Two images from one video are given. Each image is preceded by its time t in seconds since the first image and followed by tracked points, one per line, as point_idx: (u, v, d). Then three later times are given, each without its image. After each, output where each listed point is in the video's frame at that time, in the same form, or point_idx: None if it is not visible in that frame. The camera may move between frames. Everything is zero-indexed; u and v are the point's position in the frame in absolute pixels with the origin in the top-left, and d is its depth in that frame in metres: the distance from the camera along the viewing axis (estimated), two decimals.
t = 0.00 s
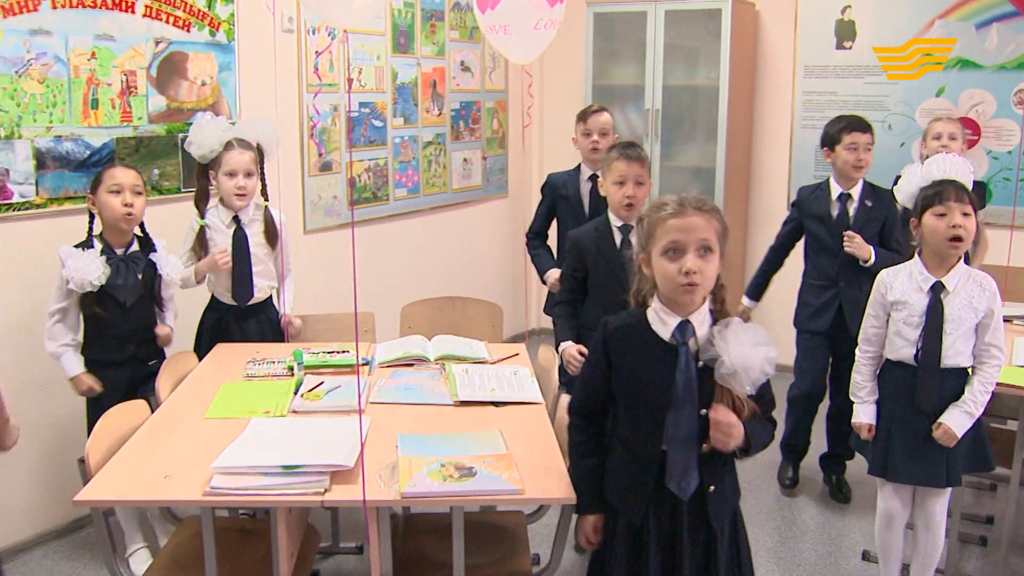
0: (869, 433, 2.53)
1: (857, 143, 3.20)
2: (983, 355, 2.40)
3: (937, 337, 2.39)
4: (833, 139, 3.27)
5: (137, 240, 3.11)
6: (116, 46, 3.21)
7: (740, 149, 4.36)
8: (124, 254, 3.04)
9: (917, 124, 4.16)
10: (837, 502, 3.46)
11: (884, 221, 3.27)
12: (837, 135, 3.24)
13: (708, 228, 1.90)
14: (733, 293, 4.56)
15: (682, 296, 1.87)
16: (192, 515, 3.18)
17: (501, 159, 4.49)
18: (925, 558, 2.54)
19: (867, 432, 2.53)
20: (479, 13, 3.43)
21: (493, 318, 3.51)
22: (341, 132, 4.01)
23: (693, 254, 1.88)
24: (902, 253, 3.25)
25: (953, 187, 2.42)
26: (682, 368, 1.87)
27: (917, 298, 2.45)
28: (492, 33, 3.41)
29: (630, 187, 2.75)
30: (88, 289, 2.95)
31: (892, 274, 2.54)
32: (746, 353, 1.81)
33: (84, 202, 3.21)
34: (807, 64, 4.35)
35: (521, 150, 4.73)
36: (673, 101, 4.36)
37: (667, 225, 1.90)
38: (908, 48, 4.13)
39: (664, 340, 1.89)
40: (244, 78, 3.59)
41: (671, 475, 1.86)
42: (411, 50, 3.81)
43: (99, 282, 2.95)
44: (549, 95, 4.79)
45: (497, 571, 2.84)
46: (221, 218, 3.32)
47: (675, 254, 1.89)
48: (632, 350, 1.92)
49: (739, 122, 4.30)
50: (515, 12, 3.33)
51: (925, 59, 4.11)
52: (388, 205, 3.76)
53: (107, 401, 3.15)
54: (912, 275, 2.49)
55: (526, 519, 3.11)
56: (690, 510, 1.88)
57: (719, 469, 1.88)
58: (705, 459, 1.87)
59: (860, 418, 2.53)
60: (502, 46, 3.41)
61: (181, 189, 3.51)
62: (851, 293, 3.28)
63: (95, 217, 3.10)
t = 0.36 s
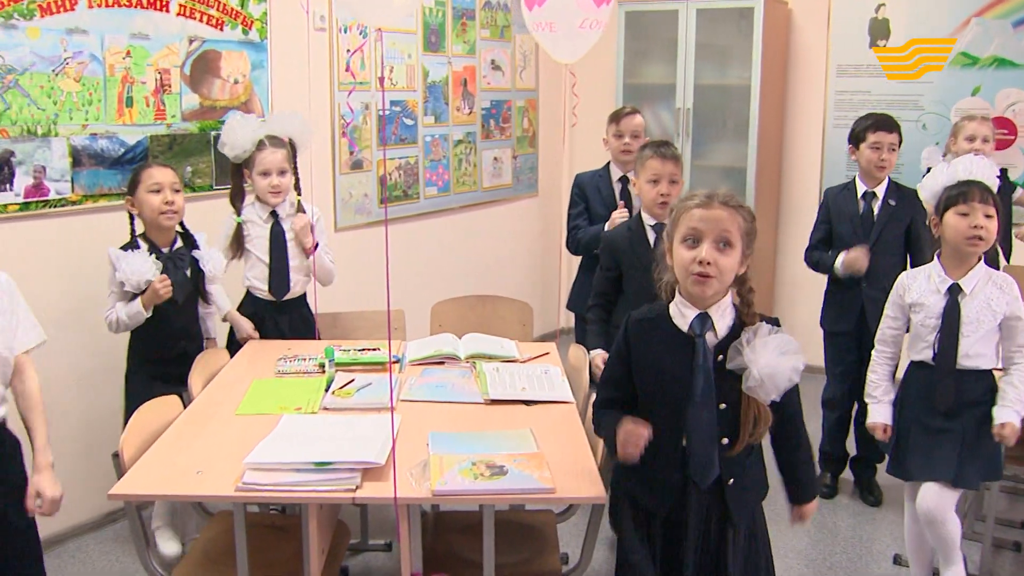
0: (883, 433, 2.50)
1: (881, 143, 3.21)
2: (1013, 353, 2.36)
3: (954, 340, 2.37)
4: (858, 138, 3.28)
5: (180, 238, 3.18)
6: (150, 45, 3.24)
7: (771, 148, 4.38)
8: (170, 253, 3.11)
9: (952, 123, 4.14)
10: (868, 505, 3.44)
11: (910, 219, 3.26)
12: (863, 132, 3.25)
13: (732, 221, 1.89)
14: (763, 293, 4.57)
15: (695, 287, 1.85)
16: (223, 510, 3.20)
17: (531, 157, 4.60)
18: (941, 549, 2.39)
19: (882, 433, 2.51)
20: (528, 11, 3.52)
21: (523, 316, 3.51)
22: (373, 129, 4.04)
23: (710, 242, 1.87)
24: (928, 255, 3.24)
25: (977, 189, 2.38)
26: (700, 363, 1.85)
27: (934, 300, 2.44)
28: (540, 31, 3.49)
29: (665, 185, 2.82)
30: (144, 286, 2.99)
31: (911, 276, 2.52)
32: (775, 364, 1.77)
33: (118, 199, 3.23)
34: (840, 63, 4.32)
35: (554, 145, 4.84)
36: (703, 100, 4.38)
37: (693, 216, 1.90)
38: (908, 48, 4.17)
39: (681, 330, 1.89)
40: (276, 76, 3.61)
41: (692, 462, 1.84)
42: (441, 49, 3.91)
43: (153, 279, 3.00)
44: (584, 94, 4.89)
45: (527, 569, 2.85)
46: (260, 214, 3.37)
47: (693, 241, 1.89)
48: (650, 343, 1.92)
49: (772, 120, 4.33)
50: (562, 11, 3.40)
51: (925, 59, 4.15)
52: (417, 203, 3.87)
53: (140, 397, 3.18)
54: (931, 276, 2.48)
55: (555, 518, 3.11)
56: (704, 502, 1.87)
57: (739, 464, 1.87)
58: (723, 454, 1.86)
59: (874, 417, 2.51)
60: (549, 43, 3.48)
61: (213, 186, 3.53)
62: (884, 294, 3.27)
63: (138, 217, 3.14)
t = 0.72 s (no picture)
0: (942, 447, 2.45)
1: (902, 139, 3.19)
2: None
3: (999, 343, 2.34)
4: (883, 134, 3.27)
5: (211, 236, 3.20)
6: (182, 42, 3.26)
7: (801, 147, 4.38)
8: (198, 249, 3.13)
9: (986, 122, 4.08)
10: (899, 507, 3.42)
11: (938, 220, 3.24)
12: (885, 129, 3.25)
13: (747, 223, 1.85)
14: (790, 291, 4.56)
15: (714, 290, 1.82)
16: (252, 506, 3.21)
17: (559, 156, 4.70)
18: (987, 562, 2.44)
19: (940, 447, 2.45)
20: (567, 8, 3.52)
21: (552, 314, 3.50)
22: (402, 127, 4.05)
23: (727, 248, 1.83)
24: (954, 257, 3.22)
25: (1012, 185, 2.39)
26: (715, 362, 1.82)
27: (976, 302, 2.40)
28: (581, 30, 3.47)
29: (683, 184, 2.75)
30: (165, 279, 3.01)
31: (951, 280, 2.49)
32: (787, 356, 1.74)
33: (149, 196, 3.26)
34: (870, 62, 4.31)
35: (584, 143, 4.96)
36: (733, 98, 4.43)
37: (706, 220, 1.86)
38: (909, 48, 4.21)
39: (697, 332, 1.85)
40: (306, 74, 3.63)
41: (700, 463, 1.81)
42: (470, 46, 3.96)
43: (174, 272, 3.02)
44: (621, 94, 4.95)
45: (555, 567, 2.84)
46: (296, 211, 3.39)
47: (710, 247, 1.85)
48: (666, 344, 1.89)
49: (801, 119, 4.33)
50: (601, 10, 3.39)
51: (925, 58, 4.19)
52: (445, 201, 3.92)
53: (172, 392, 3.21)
54: (970, 279, 2.45)
55: (583, 517, 3.10)
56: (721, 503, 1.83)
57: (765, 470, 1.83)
58: (736, 454, 1.81)
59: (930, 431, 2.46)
60: (586, 42, 3.48)
61: (243, 183, 3.55)
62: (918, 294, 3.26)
63: (173, 211, 3.17)
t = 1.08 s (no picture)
0: (972, 445, 2.48)
1: (947, 138, 3.23)
2: None
3: None
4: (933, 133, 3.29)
5: (234, 229, 3.21)
6: (213, 39, 3.27)
7: (831, 144, 4.39)
8: (221, 242, 3.13)
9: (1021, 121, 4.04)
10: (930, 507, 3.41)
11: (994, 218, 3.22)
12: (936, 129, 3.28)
13: (789, 219, 1.84)
14: (820, 290, 4.55)
15: (760, 288, 1.82)
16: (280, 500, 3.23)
17: (587, 153, 4.78)
18: None
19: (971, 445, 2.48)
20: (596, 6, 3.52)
21: (581, 312, 3.50)
22: (432, 124, 4.05)
23: (770, 246, 1.83)
24: (1008, 255, 3.19)
25: None
26: (762, 360, 1.81)
27: None
28: (610, 28, 3.49)
29: (707, 182, 2.72)
30: (189, 270, 3.03)
31: (998, 278, 2.46)
32: (832, 348, 1.74)
33: (179, 191, 3.28)
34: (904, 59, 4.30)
35: (613, 141, 5.04)
36: (761, 96, 4.45)
37: (747, 219, 1.85)
38: (908, 48, 4.27)
39: (743, 331, 1.84)
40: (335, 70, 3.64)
41: (745, 466, 1.81)
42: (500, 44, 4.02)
43: (199, 263, 3.04)
44: (652, 91, 5.02)
45: (584, 564, 2.84)
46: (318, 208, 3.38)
47: (752, 246, 1.84)
48: (712, 345, 1.87)
49: (831, 116, 4.35)
50: (630, 7, 3.37)
51: (924, 58, 4.25)
52: (475, 197, 4.05)
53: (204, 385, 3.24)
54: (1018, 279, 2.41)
55: (611, 515, 3.10)
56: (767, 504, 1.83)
57: (805, 467, 1.82)
58: (779, 455, 1.81)
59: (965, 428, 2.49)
60: (617, 41, 3.48)
61: (272, 179, 3.57)
62: (952, 293, 3.26)
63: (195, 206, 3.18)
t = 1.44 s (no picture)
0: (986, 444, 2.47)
1: (983, 137, 3.17)
2: None
3: None
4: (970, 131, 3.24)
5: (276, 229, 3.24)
6: (245, 36, 3.29)
7: (862, 142, 4.39)
8: (266, 241, 3.15)
9: None
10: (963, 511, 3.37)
11: None
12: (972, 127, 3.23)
13: (833, 216, 1.85)
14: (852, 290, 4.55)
15: (810, 288, 1.81)
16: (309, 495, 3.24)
17: (617, 150, 4.83)
18: None
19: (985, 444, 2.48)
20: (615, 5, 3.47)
21: (610, 310, 3.49)
22: (463, 121, 4.07)
23: (818, 245, 1.82)
24: None
25: None
26: (814, 362, 1.78)
27: None
28: (629, 25, 3.44)
29: (757, 179, 2.79)
30: (244, 268, 3.05)
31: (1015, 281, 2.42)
32: (886, 347, 1.71)
33: (211, 187, 3.29)
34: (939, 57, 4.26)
35: (642, 139, 5.07)
36: (792, 94, 4.45)
37: (793, 220, 1.86)
38: (910, 48, 4.35)
39: (794, 334, 1.82)
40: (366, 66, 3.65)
41: (795, 469, 1.76)
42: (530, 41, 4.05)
43: (254, 261, 3.06)
44: (681, 89, 5.05)
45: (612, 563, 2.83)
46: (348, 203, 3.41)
47: (800, 246, 1.84)
48: (763, 347, 1.87)
49: (863, 115, 4.35)
50: (650, 3, 3.36)
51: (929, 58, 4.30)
52: (504, 194, 4.12)
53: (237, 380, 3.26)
54: None
55: (640, 514, 3.09)
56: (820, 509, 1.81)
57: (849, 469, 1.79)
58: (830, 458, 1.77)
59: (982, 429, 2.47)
60: (639, 38, 3.44)
61: (303, 176, 3.59)
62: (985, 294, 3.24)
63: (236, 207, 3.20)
